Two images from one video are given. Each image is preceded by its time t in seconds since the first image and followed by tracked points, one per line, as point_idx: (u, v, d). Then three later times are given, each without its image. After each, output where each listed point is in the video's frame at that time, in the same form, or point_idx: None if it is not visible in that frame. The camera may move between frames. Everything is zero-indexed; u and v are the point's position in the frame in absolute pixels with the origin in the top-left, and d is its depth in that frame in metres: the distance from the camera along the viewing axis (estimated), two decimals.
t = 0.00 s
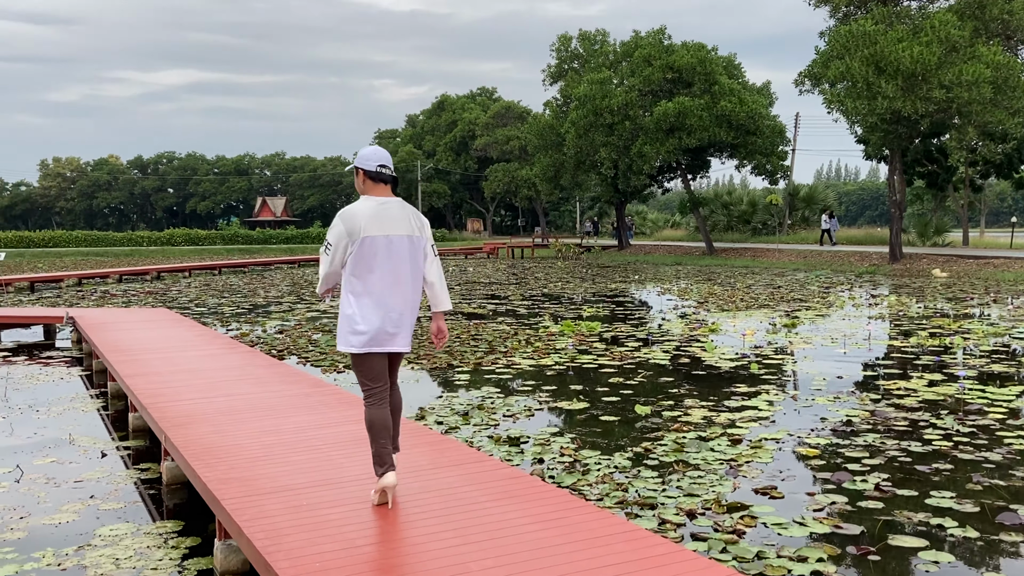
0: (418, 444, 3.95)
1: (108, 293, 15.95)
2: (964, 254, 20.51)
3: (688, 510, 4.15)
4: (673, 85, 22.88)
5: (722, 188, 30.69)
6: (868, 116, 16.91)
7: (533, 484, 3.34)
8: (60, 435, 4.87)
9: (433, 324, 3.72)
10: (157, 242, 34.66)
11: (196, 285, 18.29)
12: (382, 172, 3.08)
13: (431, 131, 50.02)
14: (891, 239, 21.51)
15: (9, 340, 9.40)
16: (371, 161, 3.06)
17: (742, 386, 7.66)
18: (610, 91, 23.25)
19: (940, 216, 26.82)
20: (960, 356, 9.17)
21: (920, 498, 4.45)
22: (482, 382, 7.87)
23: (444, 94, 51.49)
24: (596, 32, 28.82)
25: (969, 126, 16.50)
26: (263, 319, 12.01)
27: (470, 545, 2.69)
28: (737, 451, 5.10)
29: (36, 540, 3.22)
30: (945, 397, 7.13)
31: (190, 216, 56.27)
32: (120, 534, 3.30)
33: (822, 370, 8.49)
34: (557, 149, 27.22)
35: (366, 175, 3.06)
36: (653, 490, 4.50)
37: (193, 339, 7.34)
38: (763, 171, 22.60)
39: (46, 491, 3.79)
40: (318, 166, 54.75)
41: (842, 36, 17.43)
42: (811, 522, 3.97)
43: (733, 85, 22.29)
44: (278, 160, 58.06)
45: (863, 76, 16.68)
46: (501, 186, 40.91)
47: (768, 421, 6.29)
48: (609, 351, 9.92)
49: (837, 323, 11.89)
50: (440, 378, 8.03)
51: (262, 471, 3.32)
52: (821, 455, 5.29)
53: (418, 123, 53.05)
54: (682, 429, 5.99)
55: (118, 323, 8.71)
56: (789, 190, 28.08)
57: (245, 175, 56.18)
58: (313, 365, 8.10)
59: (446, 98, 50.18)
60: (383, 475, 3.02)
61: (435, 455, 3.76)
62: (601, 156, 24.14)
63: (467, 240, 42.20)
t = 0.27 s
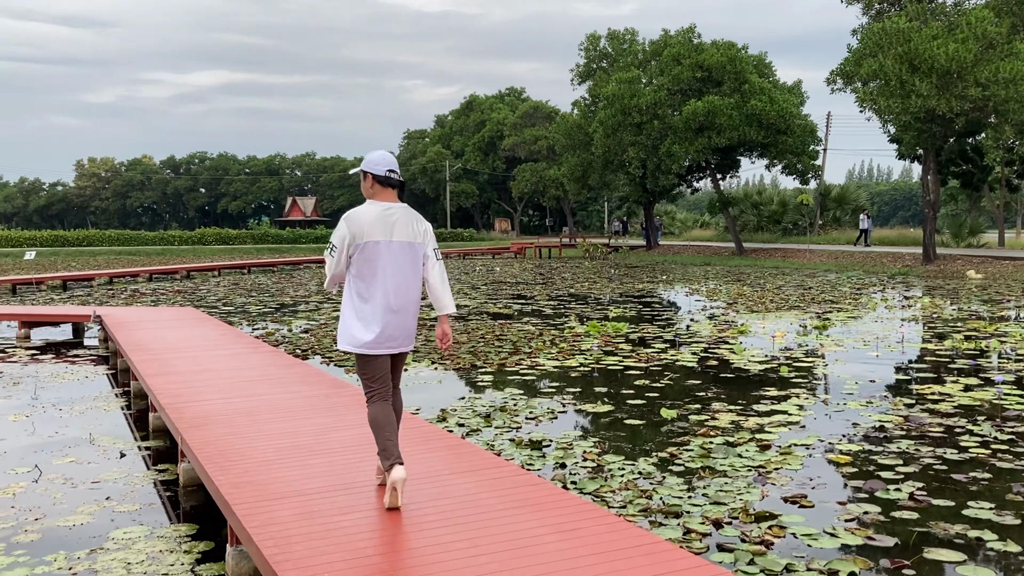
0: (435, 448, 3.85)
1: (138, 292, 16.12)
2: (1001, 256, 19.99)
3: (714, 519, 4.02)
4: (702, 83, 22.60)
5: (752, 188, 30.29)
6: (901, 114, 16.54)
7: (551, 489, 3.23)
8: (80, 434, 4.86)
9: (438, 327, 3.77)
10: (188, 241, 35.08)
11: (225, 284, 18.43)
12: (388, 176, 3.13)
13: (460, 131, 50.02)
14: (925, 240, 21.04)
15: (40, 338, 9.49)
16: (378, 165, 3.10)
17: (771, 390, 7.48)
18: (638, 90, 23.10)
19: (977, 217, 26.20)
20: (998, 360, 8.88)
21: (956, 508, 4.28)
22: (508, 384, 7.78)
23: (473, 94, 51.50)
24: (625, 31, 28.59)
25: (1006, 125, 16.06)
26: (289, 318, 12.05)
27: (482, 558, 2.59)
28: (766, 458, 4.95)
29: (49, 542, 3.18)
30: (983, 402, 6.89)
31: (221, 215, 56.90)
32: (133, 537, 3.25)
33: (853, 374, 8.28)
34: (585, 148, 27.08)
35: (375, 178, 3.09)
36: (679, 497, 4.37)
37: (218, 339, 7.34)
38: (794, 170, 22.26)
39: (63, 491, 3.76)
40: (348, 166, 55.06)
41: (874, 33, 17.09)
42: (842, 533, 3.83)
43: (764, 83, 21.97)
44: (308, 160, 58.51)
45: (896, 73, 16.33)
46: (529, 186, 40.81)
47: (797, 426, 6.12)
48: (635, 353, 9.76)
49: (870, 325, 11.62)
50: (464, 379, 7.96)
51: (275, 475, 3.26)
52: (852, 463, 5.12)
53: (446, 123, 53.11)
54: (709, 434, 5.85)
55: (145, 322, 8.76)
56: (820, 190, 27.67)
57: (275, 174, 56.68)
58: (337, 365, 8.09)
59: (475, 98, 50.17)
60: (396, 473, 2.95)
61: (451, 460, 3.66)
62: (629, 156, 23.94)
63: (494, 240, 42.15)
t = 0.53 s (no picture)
0: (457, 455, 3.76)
1: (172, 291, 16.29)
2: None
3: (747, 533, 3.88)
4: (736, 82, 22.27)
5: (787, 188, 29.82)
6: (942, 113, 16.11)
7: (576, 503, 3.11)
8: (105, 436, 4.84)
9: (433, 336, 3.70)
10: (223, 240, 35.46)
11: (257, 284, 18.56)
12: (398, 172, 3.18)
13: (492, 131, 50.03)
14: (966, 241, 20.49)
15: (73, 337, 9.59)
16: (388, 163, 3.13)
17: (805, 396, 7.28)
18: (672, 89, 22.87)
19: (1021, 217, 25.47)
20: None
21: (1003, 525, 4.08)
22: (536, 388, 7.68)
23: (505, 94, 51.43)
24: (658, 30, 28.29)
25: None
26: (319, 318, 12.06)
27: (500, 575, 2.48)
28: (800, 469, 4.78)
29: (66, 547, 3.13)
30: None
31: (256, 214, 57.51)
32: (150, 544, 3.18)
33: (890, 379, 8.03)
34: (617, 148, 26.86)
35: (384, 176, 3.06)
36: (709, 509, 4.23)
37: (245, 339, 7.34)
38: (830, 170, 21.83)
39: (83, 495, 3.72)
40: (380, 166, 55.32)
41: (913, 31, 16.68)
42: (881, 551, 3.66)
43: (799, 82, 21.59)
44: (341, 160, 58.92)
45: (936, 71, 15.90)
46: (560, 186, 40.64)
47: (833, 435, 5.93)
48: (666, 356, 9.59)
49: (907, 328, 11.31)
50: (492, 382, 7.87)
51: (291, 484, 3.18)
52: (891, 474, 4.93)
53: (478, 123, 53.12)
54: (742, 442, 5.68)
55: (174, 322, 8.80)
56: (856, 190, 27.15)
57: (309, 174, 57.14)
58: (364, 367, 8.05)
59: (507, 98, 50.09)
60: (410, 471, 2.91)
61: (474, 468, 3.56)
62: (662, 156, 23.67)
63: (525, 240, 42.03)
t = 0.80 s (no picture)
0: (478, 458, 3.68)
1: (207, 289, 16.46)
2: None
3: (779, 543, 3.75)
4: (773, 80, 21.86)
5: (825, 187, 29.28)
6: (986, 110, 15.65)
7: (599, 513, 3.01)
8: (131, 434, 4.83)
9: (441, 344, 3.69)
10: (260, 240, 35.89)
11: (291, 283, 18.70)
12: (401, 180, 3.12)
13: (526, 130, 49.93)
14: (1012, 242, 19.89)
15: (107, 335, 9.72)
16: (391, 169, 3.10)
17: (842, 400, 7.07)
18: (708, 87, 22.61)
19: None
20: None
21: None
22: (565, 389, 7.57)
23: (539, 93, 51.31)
24: (694, 27, 27.94)
25: None
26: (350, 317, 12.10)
27: None
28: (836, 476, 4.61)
29: (84, 548, 3.10)
30: None
31: (292, 214, 58.13)
32: (168, 547, 3.14)
33: (931, 382, 7.77)
34: (652, 147, 26.60)
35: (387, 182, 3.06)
36: (741, 518, 4.10)
37: (275, 338, 7.34)
38: (868, 169, 21.38)
39: (105, 494, 3.70)
40: (415, 166, 55.55)
41: (956, 27, 16.22)
42: (922, 565, 3.50)
43: (838, 80, 21.18)
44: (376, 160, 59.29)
45: (979, 68, 15.43)
46: (595, 185, 40.43)
47: (871, 440, 5.73)
48: (699, 358, 9.41)
49: (949, 331, 10.97)
50: (521, 383, 7.78)
51: (309, 488, 3.13)
52: (932, 483, 4.74)
53: (512, 122, 53.06)
54: (775, 447, 5.52)
55: (205, 320, 8.86)
56: (896, 190, 26.59)
57: (345, 174, 57.55)
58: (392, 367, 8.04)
59: (542, 97, 49.94)
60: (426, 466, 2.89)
61: (495, 471, 3.48)
62: (698, 155, 23.37)
63: (559, 239, 41.87)
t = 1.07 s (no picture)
0: (499, 466, 3.58)
1: (244, 288, 16.61)
2: None
3: (815, 559, 3.58)
4: (815, 78, 21.42)
5: (868, 187, 28.64)
6: None
7: (623, 527, 2.89)
8: (155, 436, 4.81)
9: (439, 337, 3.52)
10: (298, 239, 36.27)
11: (327, 282, 18.83)
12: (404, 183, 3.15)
13: (563, 130, 49.73)
14: None
15: (143, 333, 9.84)
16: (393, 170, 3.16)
17: (883, 407, 6.82)
18: (747, 85, 22.24)
19: None
20: None
21: None
22: (596, 393, 7.43)
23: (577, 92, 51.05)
24: (734, 25, 27.53)
25: None
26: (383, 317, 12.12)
27: None
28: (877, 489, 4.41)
29: (98, 554, 3.04)
30: None
31: (331, 214, 58.70)
32: (182, 553, 3.08)
33: (976, 388, 7.48)
34: (690, 146, 26.26)
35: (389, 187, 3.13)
36: (775, 532, 3.93)
37: (305, 339, 7.33)
38: (912, 168, 20.84)
39: (124, 497, 3.66)
40: (452, 166, 55.67)
41: (1006, 22, 15.69)
42: None
43: (881, 77, 20.68)
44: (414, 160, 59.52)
45: None
46: (632, 185, 40.14)
47: (913, 450, 5.51)
48: (735, 362, 9.19)
49: (998, 334, 10.59)
50: (551, 386, 7.65)
51: (325, 496, 3.05)
52: (978, 497, 4.52)
53: (550, 122, 52.85)
54: (812, 456, 5.32)
55: (237, 320, 8.89)
56: (942, 189, 25.89)
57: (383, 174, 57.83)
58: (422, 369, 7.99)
59: (579, 96, 49.68)
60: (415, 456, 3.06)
61: (515, 481, 3.38)
62: (737, 154, 23.00)
63: (595, 240, 41.63)
